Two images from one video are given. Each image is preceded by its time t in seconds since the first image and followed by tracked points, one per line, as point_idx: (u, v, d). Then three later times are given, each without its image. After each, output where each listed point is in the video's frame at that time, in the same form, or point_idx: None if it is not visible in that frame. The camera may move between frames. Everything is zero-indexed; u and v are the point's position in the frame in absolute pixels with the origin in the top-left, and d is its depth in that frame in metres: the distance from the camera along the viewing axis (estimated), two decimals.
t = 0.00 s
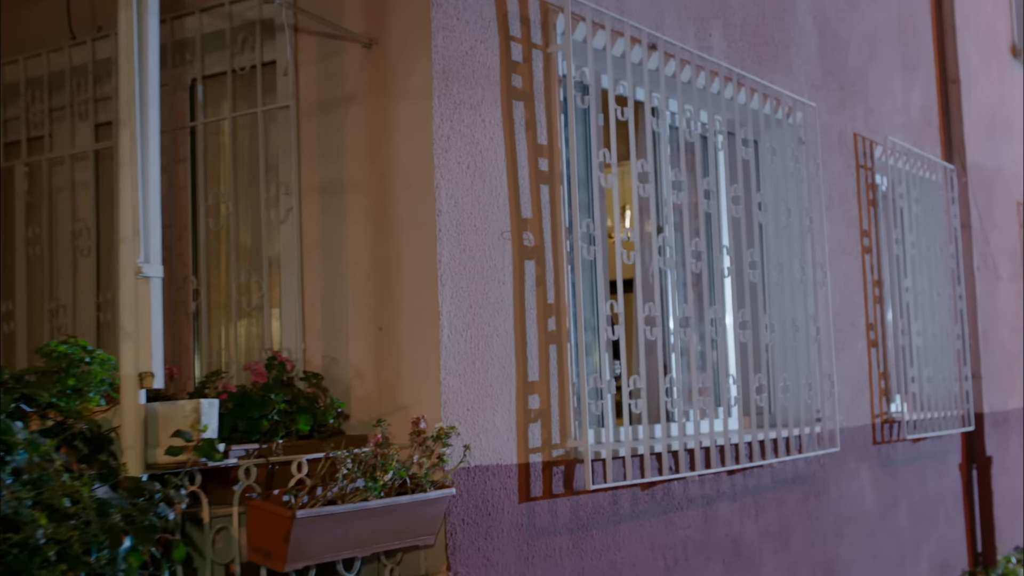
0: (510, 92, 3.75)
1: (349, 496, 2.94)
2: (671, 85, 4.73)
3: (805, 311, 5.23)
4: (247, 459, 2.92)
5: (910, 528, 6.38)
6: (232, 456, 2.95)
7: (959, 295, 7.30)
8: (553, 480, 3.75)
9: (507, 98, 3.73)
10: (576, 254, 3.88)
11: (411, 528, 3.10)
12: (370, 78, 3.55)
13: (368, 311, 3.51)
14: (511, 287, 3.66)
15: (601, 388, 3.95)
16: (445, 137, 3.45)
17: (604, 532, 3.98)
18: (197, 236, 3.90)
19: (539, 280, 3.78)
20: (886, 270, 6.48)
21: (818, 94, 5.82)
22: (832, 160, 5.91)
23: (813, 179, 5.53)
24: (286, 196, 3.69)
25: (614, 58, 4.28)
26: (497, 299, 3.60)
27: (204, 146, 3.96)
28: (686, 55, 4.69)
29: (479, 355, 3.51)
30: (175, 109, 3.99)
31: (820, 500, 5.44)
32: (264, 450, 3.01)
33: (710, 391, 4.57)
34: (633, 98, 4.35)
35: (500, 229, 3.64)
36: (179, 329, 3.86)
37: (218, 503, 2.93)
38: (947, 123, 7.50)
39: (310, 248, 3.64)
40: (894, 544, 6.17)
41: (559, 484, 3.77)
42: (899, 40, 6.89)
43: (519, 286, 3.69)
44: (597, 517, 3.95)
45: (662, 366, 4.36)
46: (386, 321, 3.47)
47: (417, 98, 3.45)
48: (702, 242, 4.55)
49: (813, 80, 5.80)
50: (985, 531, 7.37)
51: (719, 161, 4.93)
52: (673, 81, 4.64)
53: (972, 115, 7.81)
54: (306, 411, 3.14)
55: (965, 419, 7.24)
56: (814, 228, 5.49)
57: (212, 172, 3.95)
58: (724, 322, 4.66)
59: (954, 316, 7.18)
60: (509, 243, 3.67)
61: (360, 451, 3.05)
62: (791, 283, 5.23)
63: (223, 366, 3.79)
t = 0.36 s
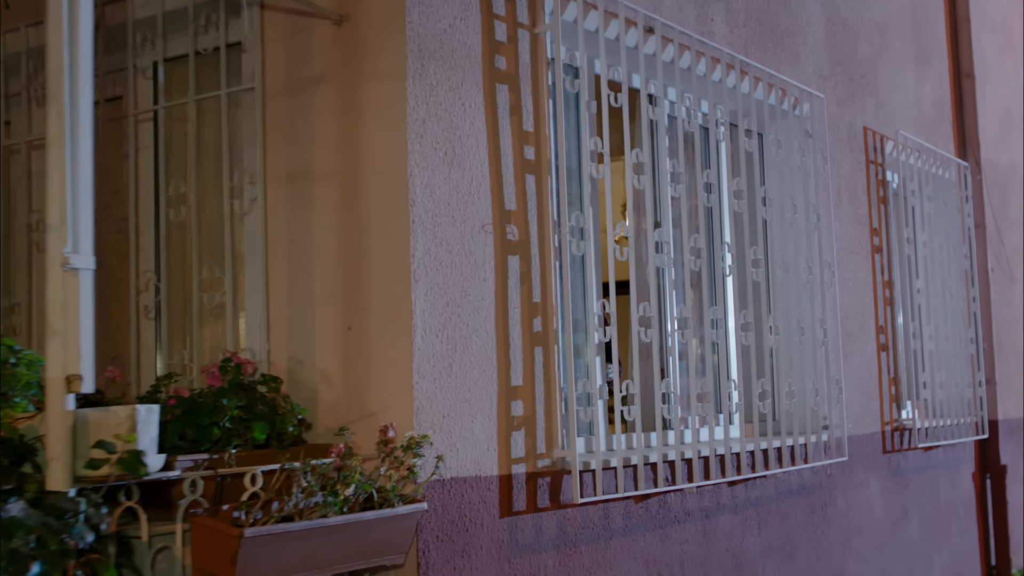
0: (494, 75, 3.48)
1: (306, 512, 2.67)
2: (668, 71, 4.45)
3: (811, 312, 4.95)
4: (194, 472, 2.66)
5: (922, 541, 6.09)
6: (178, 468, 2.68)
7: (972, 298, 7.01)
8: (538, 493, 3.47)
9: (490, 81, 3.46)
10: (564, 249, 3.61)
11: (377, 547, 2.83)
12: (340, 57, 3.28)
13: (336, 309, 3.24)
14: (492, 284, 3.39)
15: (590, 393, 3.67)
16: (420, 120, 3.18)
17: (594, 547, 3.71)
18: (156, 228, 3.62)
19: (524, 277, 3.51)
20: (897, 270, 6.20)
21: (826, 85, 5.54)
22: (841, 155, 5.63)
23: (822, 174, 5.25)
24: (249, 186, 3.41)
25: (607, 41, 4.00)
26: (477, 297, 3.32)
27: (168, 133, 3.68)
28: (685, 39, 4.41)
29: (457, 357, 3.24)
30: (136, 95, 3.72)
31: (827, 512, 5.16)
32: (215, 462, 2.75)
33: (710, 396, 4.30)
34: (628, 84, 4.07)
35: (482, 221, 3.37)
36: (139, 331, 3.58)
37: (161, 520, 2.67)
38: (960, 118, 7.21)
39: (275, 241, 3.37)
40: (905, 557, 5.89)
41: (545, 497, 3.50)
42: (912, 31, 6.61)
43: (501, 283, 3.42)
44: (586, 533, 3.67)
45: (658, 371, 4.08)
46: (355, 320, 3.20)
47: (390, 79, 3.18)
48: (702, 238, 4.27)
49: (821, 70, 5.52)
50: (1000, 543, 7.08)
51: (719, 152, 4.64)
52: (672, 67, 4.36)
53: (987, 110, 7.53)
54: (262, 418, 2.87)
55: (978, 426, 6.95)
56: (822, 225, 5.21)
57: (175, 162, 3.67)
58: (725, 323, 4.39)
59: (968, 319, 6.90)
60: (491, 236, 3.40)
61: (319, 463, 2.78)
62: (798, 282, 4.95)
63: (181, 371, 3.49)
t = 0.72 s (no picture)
0: (460, 50, 3.20)
1: (241, 526, 2.40)
2: (656, 52, 4.16)
3: (809, 309, 4.67)
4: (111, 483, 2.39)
5: (927, 550, 5.81)
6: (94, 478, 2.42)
7: (980, 296, 6.72)
8: (508, 503, 3.20)
9: (456, 56, 3.18)
10: (539, 239, 3.33)
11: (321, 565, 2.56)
12: (291, 28, 3.00)
13: (286, 303, 2.96)
14: (457, 277, 3.12)
15: (567, 395, 3.40)
16: (376, 97, 2.92)
17: (571, 562, 3.43)
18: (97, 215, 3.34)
19: (493, 269, 3.23)
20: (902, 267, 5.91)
21: (827, 71, 5.26)
22: (843, 145, 5.35)
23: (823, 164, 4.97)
24: (193, 169, 3.13)
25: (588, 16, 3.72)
26: (440, 290, 3.05)
27: (113, 114, 3.41)
28: (674, 17, 4.13)
29: (416, 356, 2.96)
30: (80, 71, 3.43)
31: (826, 521, 4.88)
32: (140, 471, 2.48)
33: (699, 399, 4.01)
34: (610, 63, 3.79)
35: (446, 207, 3.09)
36: (79, 328, 3.30)
37: (73, 537, 2.42)
38: (968, 109, 6.92)
39: (222, 230, 3.09)
40: (909, 568, 5.60)
41: (516, 508, 3.22)
42: (917, 17, 6.32)
43: (467, 275, 3.14)
44: (562, 546, 3.39)
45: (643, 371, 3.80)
46: (306, 315, 2.93)
47: (343, 52, 2.91)
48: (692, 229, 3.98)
49: (822, 55, 5.24)
50: (1008, 552, 6.79)
51: (711, 139, 4.36)
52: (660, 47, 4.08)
53: (996, 101, 7.23)
54: (196, 423, 2.59)
55: (987, 430, 6.66)
56: (822, 218, 4.93)
57: (119, 146, 3.40)
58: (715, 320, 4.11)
59: (976, 318, 6.61)
60: (457, 224, 3.12)
61: (254, 472, 2.51)
62: (796, 278, 4.67)
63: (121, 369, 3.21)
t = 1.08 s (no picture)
0: (418, 18, 2.94)
1: (159, 540, 2.15)
2: (641, 27, 3.90)
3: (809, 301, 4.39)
4: (8, 491, 2.14)
5: (937, 556, 5.53)
6: None
7: (993, 289, 6.43)
8: (472, 511, 2.93)
9: (412, 25, 2.93)
10: (507, 224, 3.07)
11: None
12: None
13: (222, 294, 2.70)
14: (415, 264, 2.85)
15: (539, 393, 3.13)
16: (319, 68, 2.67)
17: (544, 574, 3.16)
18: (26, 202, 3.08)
19: (455, 256, 2.97)
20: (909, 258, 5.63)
21: (828, 51, 4.99)
22: (846, 129, 5.08)
23: (824, 149, 4.69)
24: (127, 149, 2.86)
25: None
26: (394, 278, 2.79)
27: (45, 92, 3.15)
28: None
29: (366, 350, 2.70)
30: (13, 46, 3.16)
31: (829, 526, 4.61)
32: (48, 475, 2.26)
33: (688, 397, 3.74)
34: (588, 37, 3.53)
35: (401, 188, 2.83)
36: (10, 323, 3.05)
37: None
38: (978, 95, 6.63)
39: (156, 215, 2.83)
40: None
41: (482, 517, 2.96)
42: None
43: (426, 262, 2.88)
44: (534, 558, 3.13)
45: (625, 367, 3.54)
46: (245, 306, 2.67)
47: (283, 19, 2.66)
48: (679, 215, 3.72)
49: (823, 34, 4.96)
50: None
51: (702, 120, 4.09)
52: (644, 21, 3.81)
53: (1009, 86, 6.94)
54: (113, 425, 2.36)
55: (1000, 429, 6.37)
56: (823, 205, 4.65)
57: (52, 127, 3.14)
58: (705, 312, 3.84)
59: (988, 312, 6.32)
60: (413, 207, 2.86)
61: (174, 479, 2.25)
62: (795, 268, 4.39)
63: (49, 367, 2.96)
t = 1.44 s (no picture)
0: None
1: (76, 547, 1.93)
2: None
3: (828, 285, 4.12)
4: None
5: (969, 556, 5.24)
6: None
7: None
8: (449, 511, 2.69)
9: None
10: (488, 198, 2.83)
11: None
12: None
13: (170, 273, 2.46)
14: (383, 241, 2.61)
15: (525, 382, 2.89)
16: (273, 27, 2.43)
17: None
18: None
19: (430, 234, 2.72)
20: (939, 240, 5.34)
21: (850, 21, 4.70)
22: (870, 104, 4.79)
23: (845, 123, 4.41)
24: (72, 118, 2.60)
25: None
26: (360, 257, 2.55)
27: None
28: None
29: (326, 335, 2.47)
30: None
31: (851, 525, 4.33)
32: None
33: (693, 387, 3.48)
34: None
35: (368, 159, 2.59)
36: None
37: None
38: (1013, 70, 6.32)
39: (102, 190, 2.58)
40: None
41: (460, 517, 2.72)
42: None
43: (396, 240, 2.64)
44: (520, 561, 2.88)
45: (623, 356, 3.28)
46: (193, 287, 2.43)
47: None
48: (682, 190, 3.45)
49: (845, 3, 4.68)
50: None
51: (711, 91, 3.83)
52: None
53: None
54: (35, 418, 2.13)
55: None
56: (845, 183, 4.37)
57: None
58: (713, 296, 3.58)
59: None
60: (382, 179, 2.62)
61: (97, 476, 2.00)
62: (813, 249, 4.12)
63: None
